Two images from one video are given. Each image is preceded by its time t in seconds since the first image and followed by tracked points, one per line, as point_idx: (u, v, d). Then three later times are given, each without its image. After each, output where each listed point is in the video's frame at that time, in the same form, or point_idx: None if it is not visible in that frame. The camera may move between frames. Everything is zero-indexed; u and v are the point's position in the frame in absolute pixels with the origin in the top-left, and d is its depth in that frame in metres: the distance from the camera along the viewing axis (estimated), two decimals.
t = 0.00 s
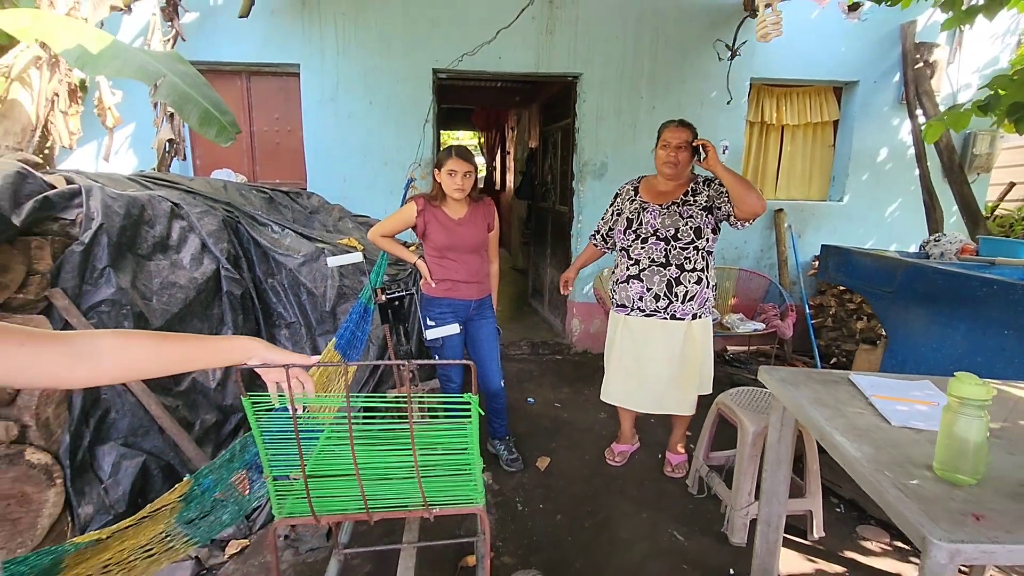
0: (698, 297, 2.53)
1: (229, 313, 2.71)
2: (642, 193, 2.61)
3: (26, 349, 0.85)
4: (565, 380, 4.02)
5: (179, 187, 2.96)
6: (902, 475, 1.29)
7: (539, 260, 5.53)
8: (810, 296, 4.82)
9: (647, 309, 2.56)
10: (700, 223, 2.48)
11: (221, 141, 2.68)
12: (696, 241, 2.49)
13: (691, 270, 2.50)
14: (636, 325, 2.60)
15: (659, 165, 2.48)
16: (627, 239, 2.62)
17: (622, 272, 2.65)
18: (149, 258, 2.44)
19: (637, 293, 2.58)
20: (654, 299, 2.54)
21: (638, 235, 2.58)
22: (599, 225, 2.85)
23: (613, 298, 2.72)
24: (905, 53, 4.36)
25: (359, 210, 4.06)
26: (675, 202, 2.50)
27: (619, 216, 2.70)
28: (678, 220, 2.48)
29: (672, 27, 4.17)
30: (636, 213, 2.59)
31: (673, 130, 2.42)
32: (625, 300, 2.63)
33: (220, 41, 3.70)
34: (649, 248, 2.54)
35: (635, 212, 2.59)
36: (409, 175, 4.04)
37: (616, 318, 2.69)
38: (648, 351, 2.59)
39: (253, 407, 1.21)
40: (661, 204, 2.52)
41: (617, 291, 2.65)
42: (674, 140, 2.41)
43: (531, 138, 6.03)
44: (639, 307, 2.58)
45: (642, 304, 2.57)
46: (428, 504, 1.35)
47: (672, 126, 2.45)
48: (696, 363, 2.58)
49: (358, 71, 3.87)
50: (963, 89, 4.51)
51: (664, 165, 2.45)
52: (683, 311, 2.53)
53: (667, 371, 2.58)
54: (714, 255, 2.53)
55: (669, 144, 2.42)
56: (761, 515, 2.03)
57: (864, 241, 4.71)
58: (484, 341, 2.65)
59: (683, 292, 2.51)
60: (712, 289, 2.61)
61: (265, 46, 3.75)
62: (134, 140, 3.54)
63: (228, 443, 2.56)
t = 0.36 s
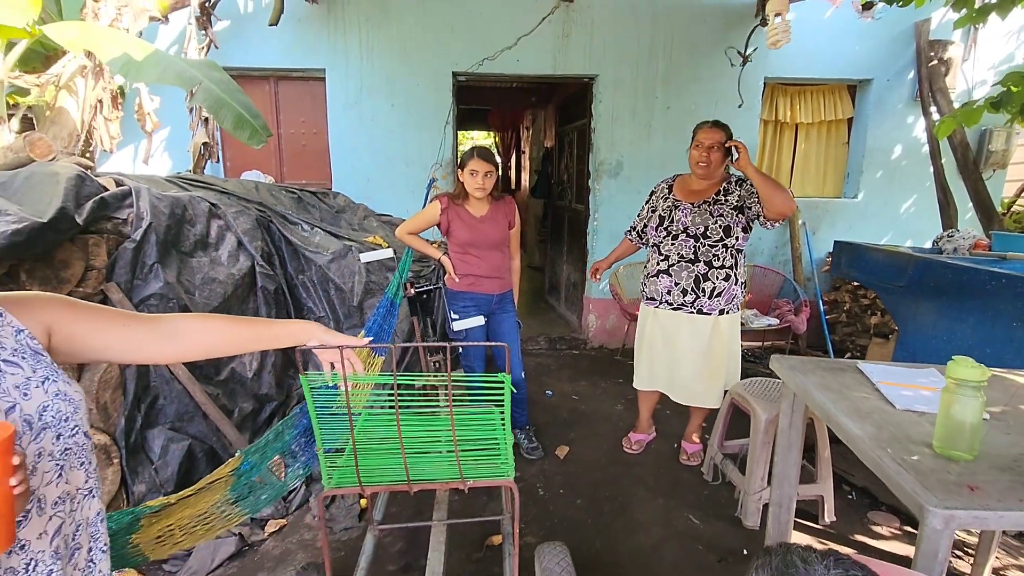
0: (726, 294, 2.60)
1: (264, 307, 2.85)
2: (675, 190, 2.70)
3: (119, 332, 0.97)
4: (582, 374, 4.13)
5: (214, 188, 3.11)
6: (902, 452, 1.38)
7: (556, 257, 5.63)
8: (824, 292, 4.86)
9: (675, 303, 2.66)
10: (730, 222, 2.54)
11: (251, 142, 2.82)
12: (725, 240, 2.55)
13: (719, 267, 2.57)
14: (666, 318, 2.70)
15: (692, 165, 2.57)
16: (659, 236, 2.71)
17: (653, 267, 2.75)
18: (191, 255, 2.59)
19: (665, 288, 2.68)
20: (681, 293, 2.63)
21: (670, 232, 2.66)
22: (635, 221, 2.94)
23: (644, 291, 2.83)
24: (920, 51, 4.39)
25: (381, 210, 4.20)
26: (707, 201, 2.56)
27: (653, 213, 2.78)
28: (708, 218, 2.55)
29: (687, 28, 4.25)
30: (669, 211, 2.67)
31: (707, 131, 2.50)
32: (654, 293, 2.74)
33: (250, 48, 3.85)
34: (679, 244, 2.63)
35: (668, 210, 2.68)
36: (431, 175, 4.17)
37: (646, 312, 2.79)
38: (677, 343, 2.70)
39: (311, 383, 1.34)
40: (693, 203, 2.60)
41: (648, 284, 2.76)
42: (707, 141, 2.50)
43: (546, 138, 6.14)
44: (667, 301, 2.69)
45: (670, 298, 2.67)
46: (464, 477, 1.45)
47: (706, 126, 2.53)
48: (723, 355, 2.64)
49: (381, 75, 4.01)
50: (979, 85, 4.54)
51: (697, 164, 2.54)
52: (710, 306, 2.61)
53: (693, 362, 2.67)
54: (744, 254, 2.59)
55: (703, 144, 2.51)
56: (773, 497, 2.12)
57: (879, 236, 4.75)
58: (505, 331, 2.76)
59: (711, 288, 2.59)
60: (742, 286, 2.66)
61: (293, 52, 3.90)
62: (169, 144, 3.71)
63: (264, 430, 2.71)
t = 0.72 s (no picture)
0: (745, 286, 2.68)
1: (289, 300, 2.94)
2: (700, 184, 2.78)
3: (202, 312, 1.07)
4: (594, 365, 4.21)
5: (239, 186, 3.19)
6: (913, 425, 1.47)
7: (565, 251, 5.71)
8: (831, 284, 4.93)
9: (694, 292, 2.76)
10: (752, 216, 2.62)
11: (276, 140, 2.92)
12: (746, 233, 2.63)
13: (739, 259, 2.66)
14: (685, 306, 2.80)
15: (717, 159, 2.64)
16: (682, 227, 2.80)
17: (675, 257, 2.84)
18: (222, 250, 2.68)
19: (685, 278, 2.78)
20: (701, 283, 2.73)
21: (693, 224, 2.75)
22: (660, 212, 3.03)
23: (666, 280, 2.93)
24: (926, 45, 4.46)
25: (397, 205, 4.29)
26: (730, 194, 2.64)
27: (678, 204, 2.87)
28: (731, 212, 2.63)
29: (695, 25, 4.33)
30: (693, 203, 2.76)
31: (733, 127, 2.57)
32: (674, 283, 2.84)
33: (269, 49, 3.95)
34: (701, 236, 2.72)
35: (692, 202, 2.77)
36: (446, 172, 4.26)
37: (666, 301, 2.89)
38: (695, 331, 2.79)
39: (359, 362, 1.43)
40: (716, 196, 2.68)
41: (669, 274, 2.86)
42: (733, 136, 2.56)
43: (555, 134, 6.21)
44: (687, 290, 2.78)
45: (690, 288, 2.77)
46: (501, 453, 1.46)
47: (732, 122, 2.59)
48: (741, 344, 2.72)
49: (396, 74, 4.10)
50: (984, 79, 4.59)
51: (722, 159, 2.61)
52: (728, 297, 2.70)
53: (709, 349, 2.77)
54: (764, 247, 2.66)
55: (727, 140, 2.57)
56: (787, 476, 2.20)
57: (885, 228, 4.82)
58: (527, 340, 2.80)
59: (730, 279, 2.68)
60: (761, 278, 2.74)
61: (311, 53, 3.99)
62: (192, 143, 3.81)
63: (292, 418, 2.80)
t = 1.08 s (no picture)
0: (751, 280, 2.72)
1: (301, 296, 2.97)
2: (709, 178, 2.80)
3: (233, 307, 1.11)
4: (600, 359, 4.25)
5: (250, 183, 3.21)
6: (917, 413, 1.51)
7: (570, 247, 5.74)
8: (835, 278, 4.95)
9: (701, 287, 2.81)
10: (760, 211, 2.65)
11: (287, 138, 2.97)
12: (752, 228, 2.66)
13: (746, 254, 2.69)
14: (692, 301, 2.85)
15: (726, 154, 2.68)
16: (691, 222, 2.84)
17: (683, 251, 2.88)
18: (235, 247, 2.72)
19: (693, 272, 2.82)
20: (708, 278, 2.77)
21: (701, 219, 2.79)
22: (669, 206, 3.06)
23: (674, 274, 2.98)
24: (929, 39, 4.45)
25: (405, 202, 4.33)
26: (738, 190, 2.67)
27: (686, 198, 2.90)
28: (738, 207, 2.67)
29: (699, 22, 4.35)
30: (701, 198, 2.80)
31: (742, 123, 2.60)
32: (682, 277, 2.88)
33: (278, 48, 3.99)
34: (708, 231, 2.76)
35: (701, 197, 2.80)
36: (453, 168, 4.30)
37: (674, 295, 2.93)
38: (703, 325, 2.83)
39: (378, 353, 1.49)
40: (725, 191, 2.71)
41: (677, 269, 2.91)
42: (741, 132, 2.60)
43: (559, 130, 6.23)
44: (694, 285, 2.83)
45: (697, 282, 2.82)
46: (515, 442, 1.50)
47: (741, 118, 2.63)
48: (748, 337, 2.76)
49: (402, 72, 4.13)
50: (988, 73, 4.61)
51: (730, 154, 2.64)
52: (734, 292, 2.74)
53: (715, 342, 2.82)
54: (771, 242, 2.68)
55: (736, 136, 2.61)
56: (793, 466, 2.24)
57: (890, 222, 4.84)
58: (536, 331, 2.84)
59: (736, 274, 2.71)
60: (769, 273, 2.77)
61: (318, 51, 4.03)
62: (202, 141, 3.86)
63: (304, 413, 2.84)
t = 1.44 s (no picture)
0: (753, 276, 2.69)
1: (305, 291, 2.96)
2: (712, 170, 2.79)
3: (233, 298, 1.11)
4: (605, 355, 4.24)
5: (255, 178, 3.21)
6: (923, 409, 1.49)
7: (576, 243, 5.73)
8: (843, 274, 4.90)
9: (702, 282, 2.78)
10: (762, 206, 2.62)
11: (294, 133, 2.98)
12: (754, 223, 2.64)
13: (748, 249, 2.66)
14: (693, 295, 2.83)
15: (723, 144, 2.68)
16: (692, 216, 2.82)
17: (685, 246, 2.86)
18: (240, 242, 2.73)
19: (694, 267, 2.81)
20: (709, 273, 2.75)
21: (702, 213, 2.77)
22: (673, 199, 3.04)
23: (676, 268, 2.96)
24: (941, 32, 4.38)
25: (410, 197, 4.33)
26: (741, 184, 2.64)
27: (689, 192, 2.88)
28: (740, 201, 2.64)
29: (706, 16, 4.31)
30: (704, 191, 2.77)
31: (738, 115, 2.58)
32: (684, 272, 2.87)
33: (283, 44, 4.00)
34: (709, 226, 2.74)
35: (704, 190, 2.78)
36: (459, 164, 4.29)
37: (677, 291, 2.92)
38: (705, 320, 2.81)
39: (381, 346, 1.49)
40: (728, 185, 2.68)
41: (679, 264, 2.89)
42: (735, 124, 2.58)
43: (565, 126, 6.21)
44: (695, 280, 2.81)
45: (698, 277, 2.80)
46: (517, 436, 1.53)
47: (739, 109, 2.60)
48: (751, 333, 2.74)
49: (407, 68, 4.13)
50: (1001, 66, 4.54)
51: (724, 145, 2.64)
52: (736, 287, 2.71)
53: (717, 339, 2.80)
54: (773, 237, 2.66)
55: (730, 127, 2.60)
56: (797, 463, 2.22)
57: (900, 218, 4.79)
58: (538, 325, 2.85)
59: (738, 269, 2.69)
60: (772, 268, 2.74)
61: (324, 47, 4.03)
62: (209, 138, 3.88)
63: (308, 407, 2.85)
